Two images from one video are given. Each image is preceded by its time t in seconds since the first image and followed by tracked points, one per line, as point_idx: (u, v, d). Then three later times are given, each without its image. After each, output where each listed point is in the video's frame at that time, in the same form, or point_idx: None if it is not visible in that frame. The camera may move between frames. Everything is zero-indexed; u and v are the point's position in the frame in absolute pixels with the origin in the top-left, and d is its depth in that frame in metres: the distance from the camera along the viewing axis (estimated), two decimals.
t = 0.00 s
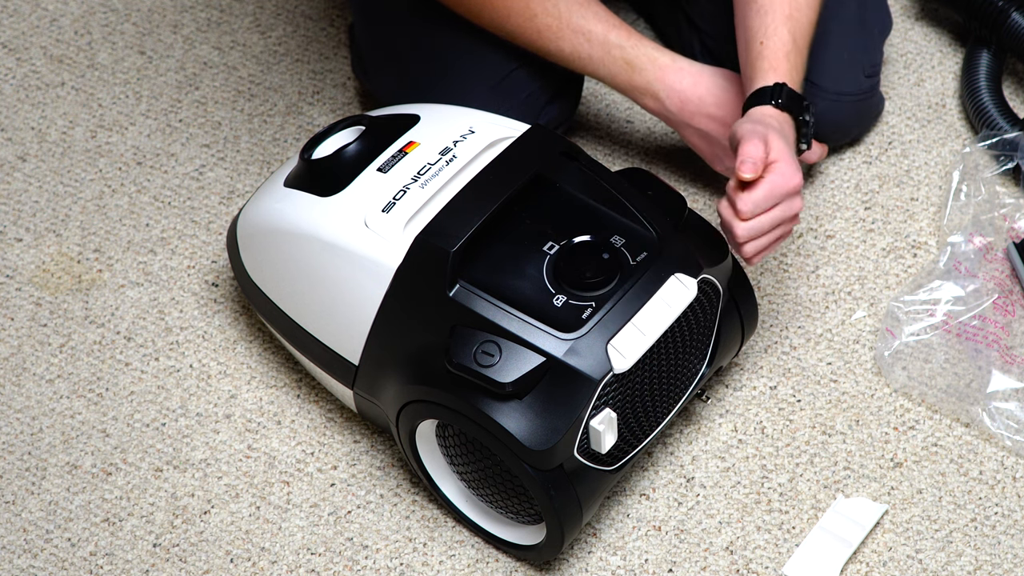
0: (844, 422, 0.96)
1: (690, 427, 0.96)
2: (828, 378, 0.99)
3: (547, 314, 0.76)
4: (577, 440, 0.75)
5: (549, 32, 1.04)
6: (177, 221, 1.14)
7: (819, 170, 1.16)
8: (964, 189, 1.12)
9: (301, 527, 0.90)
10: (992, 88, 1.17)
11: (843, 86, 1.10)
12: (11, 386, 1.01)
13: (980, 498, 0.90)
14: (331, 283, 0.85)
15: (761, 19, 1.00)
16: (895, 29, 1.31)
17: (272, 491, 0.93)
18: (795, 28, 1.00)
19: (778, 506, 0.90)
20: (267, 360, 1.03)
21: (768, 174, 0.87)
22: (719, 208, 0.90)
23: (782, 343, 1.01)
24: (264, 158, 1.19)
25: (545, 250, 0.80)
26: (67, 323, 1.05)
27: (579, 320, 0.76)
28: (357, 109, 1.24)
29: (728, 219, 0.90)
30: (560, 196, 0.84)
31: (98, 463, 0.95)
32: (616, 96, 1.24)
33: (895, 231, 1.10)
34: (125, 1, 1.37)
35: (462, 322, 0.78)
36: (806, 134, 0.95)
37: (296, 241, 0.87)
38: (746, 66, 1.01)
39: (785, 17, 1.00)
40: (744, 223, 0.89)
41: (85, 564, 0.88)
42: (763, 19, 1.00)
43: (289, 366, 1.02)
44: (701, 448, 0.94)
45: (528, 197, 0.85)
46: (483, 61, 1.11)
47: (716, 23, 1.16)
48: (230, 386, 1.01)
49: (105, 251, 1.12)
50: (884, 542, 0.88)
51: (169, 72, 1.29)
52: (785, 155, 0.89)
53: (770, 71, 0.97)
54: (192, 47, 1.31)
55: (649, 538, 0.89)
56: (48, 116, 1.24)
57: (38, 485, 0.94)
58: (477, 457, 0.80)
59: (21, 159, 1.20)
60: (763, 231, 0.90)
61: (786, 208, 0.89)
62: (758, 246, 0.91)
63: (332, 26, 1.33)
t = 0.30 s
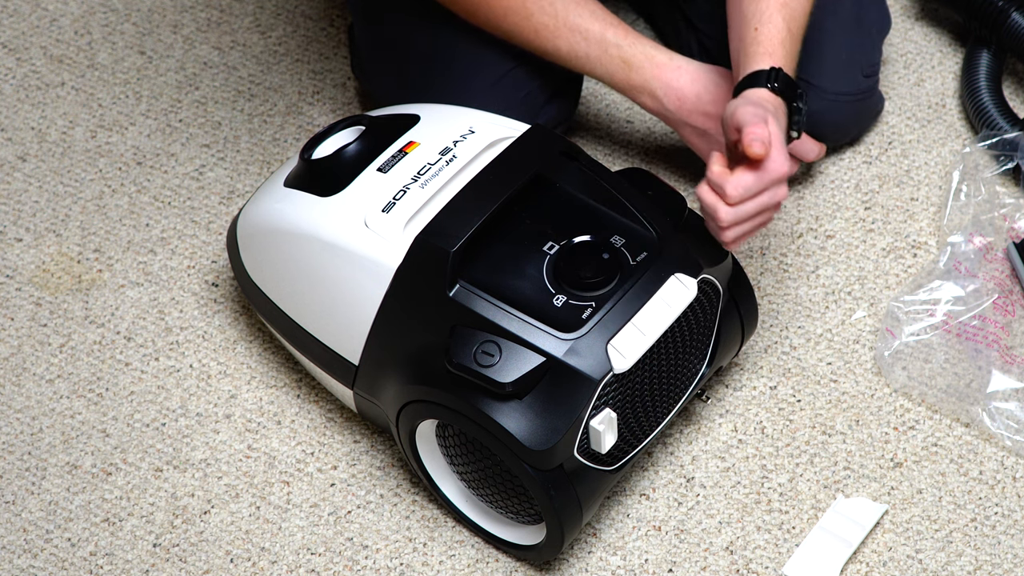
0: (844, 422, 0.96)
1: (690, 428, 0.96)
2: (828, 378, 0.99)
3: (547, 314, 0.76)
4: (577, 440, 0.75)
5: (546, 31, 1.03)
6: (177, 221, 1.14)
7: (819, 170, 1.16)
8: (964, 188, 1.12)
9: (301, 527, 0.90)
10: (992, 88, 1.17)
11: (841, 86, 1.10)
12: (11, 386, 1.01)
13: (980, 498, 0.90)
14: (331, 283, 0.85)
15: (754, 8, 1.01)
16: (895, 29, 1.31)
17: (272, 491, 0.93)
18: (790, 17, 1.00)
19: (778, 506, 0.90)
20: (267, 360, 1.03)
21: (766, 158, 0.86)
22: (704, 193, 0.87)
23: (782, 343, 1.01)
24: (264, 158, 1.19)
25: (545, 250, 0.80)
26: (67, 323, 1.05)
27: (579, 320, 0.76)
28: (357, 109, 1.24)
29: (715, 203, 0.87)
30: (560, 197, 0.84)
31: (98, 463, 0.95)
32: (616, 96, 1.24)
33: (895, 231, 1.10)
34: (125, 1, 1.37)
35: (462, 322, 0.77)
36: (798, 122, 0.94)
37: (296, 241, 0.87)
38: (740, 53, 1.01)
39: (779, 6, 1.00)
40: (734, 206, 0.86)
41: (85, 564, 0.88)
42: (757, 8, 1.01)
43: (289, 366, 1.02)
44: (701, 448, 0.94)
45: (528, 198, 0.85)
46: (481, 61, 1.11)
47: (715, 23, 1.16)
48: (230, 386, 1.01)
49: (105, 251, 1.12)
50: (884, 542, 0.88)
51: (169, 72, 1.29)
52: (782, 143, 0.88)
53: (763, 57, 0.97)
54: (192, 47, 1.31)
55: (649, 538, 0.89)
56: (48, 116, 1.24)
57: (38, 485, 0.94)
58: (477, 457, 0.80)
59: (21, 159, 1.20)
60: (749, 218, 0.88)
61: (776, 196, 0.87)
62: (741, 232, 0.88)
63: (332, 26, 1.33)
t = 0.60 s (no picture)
0: (844, 422, 0.96)
1: (690, 427, 0.96)
2: (828, 378, 0.99)
3: (547, 314, 0.76)
4: (577, 440, 0.75)
5: (543, 33, 1.03)
6: (177, 221, 1.14)
7: (819, 170, 1.16)
8: (964, 189, 1.12)
9: (301, 527, 0.90)
10: (992, 88, 1.17)
11: (839, 87, 1.10)
12: (11, 386, 1.01)
13: (980, 498, 0.90)
14: (331, 283, 0.85)
15: None
16: (895, 29, 1.30)
17: (272, 491, 0.93)
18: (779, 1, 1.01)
19: (778, 506, 0.90)
20: (267, 360, 1.03)
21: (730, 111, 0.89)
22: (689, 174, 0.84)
23: (782, 343, 1.01)
24: (264, 158, 1.19)
25: (545, 250, 0.80)
26: (67, 323, 1.05)
27: (579, 320, 0.76)
28: (357, 110, 1.24)
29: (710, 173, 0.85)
30: (560, 197, 0.84)
31: (98, 463, 0.95)
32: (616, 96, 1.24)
33: (895, 231, 1.10)
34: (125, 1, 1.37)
35: (462, 322, 0.77)
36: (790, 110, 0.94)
37: (296, 241, 0.87)
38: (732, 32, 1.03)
39: None
40: (733, 155, 0.85)
41: (85, 564, 0.88)
42: None
43: (289, 366, 1.02)
44: (701, 448, 0.94)
45: (528, 197, 0.85)
46: (480, 62, 1.11)
47: (715, 24, 1.16)
48: (230, 386, 1.01)
49: (105, 251, 1.12)
50: (884, 542, 0.88)
51: (169, 72, 1.29)
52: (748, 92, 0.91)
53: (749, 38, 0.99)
54: (192, 47, 1.31)
55: (650, 538, 0.89)
56: (48, 116, 1.24)
57: (38, 485, 0.94)
58: (477, 457, 0.80)
59: (21, 159, 1.20)
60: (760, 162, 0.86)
61: (769, 129, 0.87)
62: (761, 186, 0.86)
63: (332, 26, 1.33)
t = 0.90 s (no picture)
0: (844, 422, 0.96)
1: (690, 428, 0.96)
2: (828, 378, 0.99)
3: (547, 314, 0.76)
4: (577, 439, 0.76)
5: (540, 32, 1.03)
6: (177, 221, 1.14)
7: (819, 170, 1.16)
8: (964, 188, 1.12)
9: (301, 527, 0.90)
10: (992, 87, 1.17)
11: (838, 87, 1.09)
12: (11, 386, 1.01)
13: (980, 498, 0.90)
14: (331, 283, 0.85)
15: None
16: (895, 29, 1.30)
17: (272, 491, 0.93)
18: None
19: (778, 506, 0.90)
20: (267, 360, 1.03)
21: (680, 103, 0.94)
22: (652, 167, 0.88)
23: (782, 343, 1.01)
24: (264, 158, 1.19)
25: (545, 250, 0.80)
26: (67, 323, 1.05)
27: (579, 320, 0.76)
28: (357, 110, 1.24)
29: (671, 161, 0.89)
30: (559, 197, 0.84)
31: (98, 463, 0.95)
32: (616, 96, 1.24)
33: (895, 231, 1.10)
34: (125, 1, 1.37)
35: (462, 322, 0.77)
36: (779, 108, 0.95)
37: (296, 242, 0.87)
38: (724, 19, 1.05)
39: None
40: (692, 145, 0.90)
41: (85, 564, 0.88)
42: None
43: (288, 366, 1.02)
44: (701, 448, 0.94)
45: (528, 198, 0.85)
46: (478, 62, 1.11)
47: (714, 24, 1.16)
48: (230, 386, 1.01)
49: (105, 251, 1.12)
50: (884, 542, 0.88)
51: (169, 72, 1.29)
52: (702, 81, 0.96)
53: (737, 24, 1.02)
54: (192, 47, 1.31)
55: (649, 538, 0.89)
56: (48, 116, 1.24)
57: (38, 485, 0.94)
58: (477, 457, 0.80)
59: (21, 159, 1.20)
60: (714, 149, 0.92)
61: (720, 117, 0.92)
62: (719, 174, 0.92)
63: (332, 26, 1.33)
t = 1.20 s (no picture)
0: (844, 422, 0.96)
1: (690, 428, 0.96)
2: (828, 378, 0.99)
3: (547, 315, 0.76)
4: (577, 439, 0.76)
5: (540, 32, 1.03)
6: (177, 221, 1.14)
7: (819, 170, 1.16)
8: (964, 189, 1.12)
9: (301, 527, 0.90)
10: (992, 87, 1.17)
11: (838, 86, 1.09)
12: (11, 386, 1.01)
13: (980, 498, 0.90)
14: (331, 283, 0.85)
15: None
16: (895, 29, 1.30)
17: (272, 491, 0.93)
18: None
19: (778, 506, 0.90)
20: (267, 360, 1.03)
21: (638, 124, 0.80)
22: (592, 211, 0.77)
23: (782, 343, 1.01)
24: (264, 158, 1.19)
25: (545, 250, 0.80)
26: (67, 323, 1.05)
27: (579, 320, 0.76)
28: (357, 110, 1.24)
29: (616, 202, 0.77)
30: (560, 197, 0.85)
31: (98, 463, 0.95)
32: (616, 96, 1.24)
33: (895, 231, 1.10)
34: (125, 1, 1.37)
35: (462, 323, 0.77)
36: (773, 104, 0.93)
37: (296, 241, 0.87)
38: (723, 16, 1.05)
39: None
40: (646, 181, 0.77)
41: (85, 564, 0.88)
42: None
43: (289, 366, 1.02)
44: (701, 448, 0.94)
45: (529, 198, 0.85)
46: (478, 62, 1.11)
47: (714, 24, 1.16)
48: (230, 386, 1.01)
49: (105, 251, 1.12)
50: (884, 542, 0.88)
51: (169, 72, 1.29)
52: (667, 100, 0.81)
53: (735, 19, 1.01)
54: (191, 48, 1.31)
55: (649, 538, 0.89)
56: (48, 116, 1.24)
57: (38, 485, 0.94)
58: (477, 457, 0.80)
59: (21, 159, 1.20)
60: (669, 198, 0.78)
61: (680, 149, 0.78)
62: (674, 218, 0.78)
63: (332, 26, 1.33)
